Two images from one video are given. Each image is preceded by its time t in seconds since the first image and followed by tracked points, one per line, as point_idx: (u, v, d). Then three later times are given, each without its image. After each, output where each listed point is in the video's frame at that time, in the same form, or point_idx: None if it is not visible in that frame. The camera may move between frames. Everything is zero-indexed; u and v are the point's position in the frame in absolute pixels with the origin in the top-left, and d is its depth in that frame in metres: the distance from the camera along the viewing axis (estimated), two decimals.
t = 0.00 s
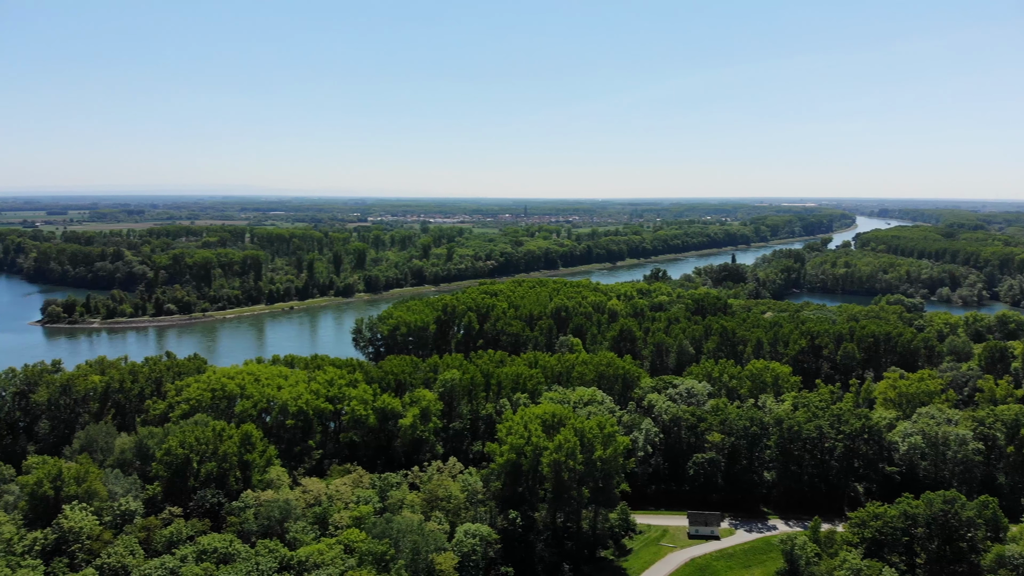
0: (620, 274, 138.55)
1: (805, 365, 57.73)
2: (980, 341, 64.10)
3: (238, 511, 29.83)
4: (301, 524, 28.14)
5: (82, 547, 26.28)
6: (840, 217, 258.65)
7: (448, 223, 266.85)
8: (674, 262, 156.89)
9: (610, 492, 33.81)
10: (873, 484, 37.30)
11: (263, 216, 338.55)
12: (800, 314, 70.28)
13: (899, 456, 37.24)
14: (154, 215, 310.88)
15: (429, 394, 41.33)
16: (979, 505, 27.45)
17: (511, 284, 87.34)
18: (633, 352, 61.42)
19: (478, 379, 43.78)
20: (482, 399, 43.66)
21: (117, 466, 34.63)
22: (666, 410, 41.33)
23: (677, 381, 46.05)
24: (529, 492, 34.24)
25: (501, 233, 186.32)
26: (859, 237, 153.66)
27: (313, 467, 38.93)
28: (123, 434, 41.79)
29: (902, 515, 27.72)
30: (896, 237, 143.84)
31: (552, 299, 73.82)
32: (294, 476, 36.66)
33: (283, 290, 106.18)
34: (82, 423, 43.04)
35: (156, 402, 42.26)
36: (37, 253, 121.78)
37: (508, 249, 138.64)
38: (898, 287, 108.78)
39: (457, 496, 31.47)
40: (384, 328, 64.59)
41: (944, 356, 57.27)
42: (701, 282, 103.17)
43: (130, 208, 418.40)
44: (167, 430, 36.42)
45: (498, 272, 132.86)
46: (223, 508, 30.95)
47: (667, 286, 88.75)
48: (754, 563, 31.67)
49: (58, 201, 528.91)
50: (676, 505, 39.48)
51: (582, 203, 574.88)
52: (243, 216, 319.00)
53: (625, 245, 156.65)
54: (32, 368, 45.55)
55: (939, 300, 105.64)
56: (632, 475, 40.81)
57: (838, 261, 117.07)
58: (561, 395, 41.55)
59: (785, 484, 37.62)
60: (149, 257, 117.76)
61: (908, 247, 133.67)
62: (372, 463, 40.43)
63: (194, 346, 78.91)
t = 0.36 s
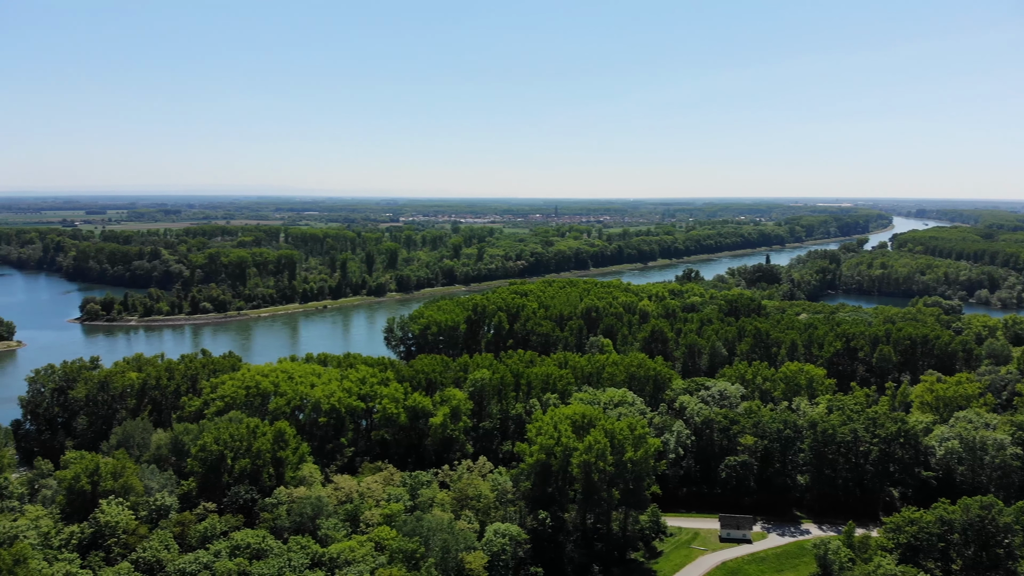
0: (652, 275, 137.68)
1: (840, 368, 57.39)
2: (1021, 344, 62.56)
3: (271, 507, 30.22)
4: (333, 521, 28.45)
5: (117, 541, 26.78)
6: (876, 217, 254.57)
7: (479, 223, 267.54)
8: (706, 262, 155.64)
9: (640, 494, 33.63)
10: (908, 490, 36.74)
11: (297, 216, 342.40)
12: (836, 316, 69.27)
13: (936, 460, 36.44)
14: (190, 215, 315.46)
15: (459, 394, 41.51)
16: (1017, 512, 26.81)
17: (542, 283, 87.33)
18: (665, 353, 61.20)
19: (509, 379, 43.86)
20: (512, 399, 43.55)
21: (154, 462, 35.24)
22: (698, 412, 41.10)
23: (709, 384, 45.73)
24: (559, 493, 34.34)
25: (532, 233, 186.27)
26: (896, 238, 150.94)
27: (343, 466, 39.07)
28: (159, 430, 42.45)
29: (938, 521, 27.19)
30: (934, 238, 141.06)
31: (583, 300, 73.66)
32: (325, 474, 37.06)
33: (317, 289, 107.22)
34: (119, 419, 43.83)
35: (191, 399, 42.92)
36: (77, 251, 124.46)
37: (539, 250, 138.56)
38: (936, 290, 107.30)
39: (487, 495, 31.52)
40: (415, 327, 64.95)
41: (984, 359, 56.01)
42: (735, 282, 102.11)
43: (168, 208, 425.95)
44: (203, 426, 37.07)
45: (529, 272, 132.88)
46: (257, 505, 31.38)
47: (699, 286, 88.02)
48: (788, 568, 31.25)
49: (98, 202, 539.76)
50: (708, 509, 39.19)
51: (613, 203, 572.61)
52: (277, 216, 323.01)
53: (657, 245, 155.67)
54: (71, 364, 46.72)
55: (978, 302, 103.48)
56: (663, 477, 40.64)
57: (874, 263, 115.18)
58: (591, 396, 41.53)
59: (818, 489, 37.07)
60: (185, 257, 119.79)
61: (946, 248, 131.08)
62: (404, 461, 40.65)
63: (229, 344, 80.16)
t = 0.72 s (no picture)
0: (683, 275, 136.75)
1: (875, 371, 56.37)
2: None
3: (303, 504, 30.60)
4: (364, 519, 28.71)
5: (152, 535, 27.29)
6: (914, 218, 250.21)
7: (509, 222, 268.00)
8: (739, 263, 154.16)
9: (671, 496, 32.97)
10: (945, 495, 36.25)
11: (333, 214, 345.98)
12: (871, 318, 68.23)
13: (972, 466, 35.28)
14: (224, 215, 320.29)
15: (489, 393, 41.61)
16: None
17: (572, 283, 87.26)
18: (697, 355, 60.75)
19: (538, 379, 43.90)
20: (541, 399, 43.46)
21: (189, 457, 35.86)
22: (730, 415, 40.65)
23: (742, 386, 45.28)
24: (589, 494, 33.97)
25: (563, 233, 186.02)
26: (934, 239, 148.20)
27: (375, 462, 39.57)
28: (194, 426, 43.23)
29: (974, 526, 26.62)
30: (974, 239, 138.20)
31: (613, 300, 73.43)
32: (357, 471, 37.46)
33: (349, 288, 108.16)
34: (154, 415, 44.60)
35: (226, 396, 43.55)
36: (116, 250, 127.05)
37: (569, 249, 138.35)
38: (975, 291, 104.62)
39: (517, 495, 31.59)
40: (445, 327, 65.23)
41: None
42: (768, 283, 101.02)
43: (208, 207, 432.96)
44: (237, 422, 37.67)
45: (559, 272, 132.77)
46: (288, 501, 31.72)
47: (731, 287, 87.25)
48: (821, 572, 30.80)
49: (138, 202, 550.72)
50: (740, 512, 38.71)
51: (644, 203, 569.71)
52: (310, 216, 326.71)
53: (689, 245, 154.54)
54: (109, 361, 47.66)
55: (1019, 305, 101.16)
56: (694, 480, 40.31)
57: (911, 264, 113.21)
58: (621, 397, 41.46)
59: (853, 493, 36.67)
60: (221, 256, 121.70)
61: (986, 250, 128.37)
62: (434, 460, 41.51)
63: (263, 342, 81.27)
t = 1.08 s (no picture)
0: (715, 276, 135.66)
1: (911, 374, 55.30)
2: None
3: (335, 501, 30.93)
4: (394, 516, 28.98)
5: (187, 530, 27.77)
6: (953, 219, 245.41)
7: (541, 223, 268.19)
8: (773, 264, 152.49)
9: (702, 499, 33.10)
10: (982, 500, 34.96)
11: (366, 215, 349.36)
12: (908, 320, 67.08)
13: (1011, 471, 34.48)
14: (259, 216, 325.10)
15: (519, 393, 41.62)
16: None
17: (603, 284, 86.98)
18: (729, 356, 60.27)
19: (568, 380, 43.86)
20: (571, 399, 43.54)
21: (223, 454, 36.46)
22: (764, 417, 40.17)
23: (776, 388, 44.83)
24: (620, 495, 33.97)
25: (594, 233, 185.53)
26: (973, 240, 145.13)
27: (405, 461, 39.73)
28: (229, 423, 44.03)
29: (1011, 532, 26.06)
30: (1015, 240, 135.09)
31: (644, 301, 73.11)
32: (389, 469, 37.74)
33: (381, 287, 108.93)
34: (190, 412, 45.37)
35: (260, 393, 44.17)
36: (153, 249, 129.41)
37: (600, 250, 137.91)
38: (1014, 293, 101.45)
39: (546, 496, 31.54)
40: (475, 326, 65.41)
41: None
42: (803, 285, 99.81)
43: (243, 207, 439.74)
44: (271, 420, 38.20)
45: (590, 273, 132.47)
46: (320, 498, 32.04)
47: (765, 288, 86.36)
48: None
49: (174, 202, 560.59)
50: (773, 515, 38.28)
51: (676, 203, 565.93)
52: (344, 216, 330.28)
53: (722, 246, 153.22)
54: (146, 357, 48.52)
55: None
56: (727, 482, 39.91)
57: (949, 265, 111.02)
58: (653, 399, 41.20)
59: (888, 498, 36.22)
60: (255, 255, 123.44)
61: None
62: (463, 459, 41.68)
63: (297, 341, 82.36)
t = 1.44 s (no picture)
0: (749, 277, 134.41)
1: (948, 378, 54.17)
2: None
3: (366, 498, 31.22)
4: (424, 514, 29.20)
5: (220, 526, 28.29)
6: (994, 219, 240.20)
7: (572, 223, 267.67)
8: (808, 265, 150.61)
9: (734, 502, 32.91)
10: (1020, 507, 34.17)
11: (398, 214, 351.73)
12: (946, 323, 65.93)
13: None
14: (293, 216, 328.83)
15: (549, 393, 41.70)
16: None
17: (634, 285, 86.63)
18: (762, 358, 59.77)
19: (599, 381, 44.01)
20: (601, 401, 43.58)
21: (257, 451, 37.05)
22: (797, 421, 39.86)
23: (809, 391, 44.30)
24: (650, 497, 33.94)
25: (626, 233, 184.77)
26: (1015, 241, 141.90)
27: (435, 459, 40.12)
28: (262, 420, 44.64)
29: None
30: None
31: (676, 301, 72.72)
32: (418, 468, 37.95)
33: (413, 287, 109.59)
34: (224, 409, 46.18)
35: (293, 391, 44.77)
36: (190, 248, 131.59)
37: (632, 250, 137.32)
38: None
39: (576, 496, 31.63)
40: (505, 327, 65.59)
41: None
42: (838, 286, 98.49)
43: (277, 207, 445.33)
44: (304, 417, 38.73)
45: (621, 273, 132.02)
46: (351, 495, 32.39)
47: (799, 289, 85.41)
48: None
49: (210, 202, 569.23)
50: (805, 520, 38.11)
51: (707, 203, 561.51)
52: (376, 216, 332.93)
53: (755, 246, 151.73)
54: (181, 355, 49.40)
55: None
56: (759, 486, 39.60)
57: (989, 267, 108.82)
58: (684, 401, 41.02)
59: (924, 503, 35.45)
60: (289, 255, 124.96)
61: None
62: (493, 459, 41.11)
63: (329, 339, 83.30)
